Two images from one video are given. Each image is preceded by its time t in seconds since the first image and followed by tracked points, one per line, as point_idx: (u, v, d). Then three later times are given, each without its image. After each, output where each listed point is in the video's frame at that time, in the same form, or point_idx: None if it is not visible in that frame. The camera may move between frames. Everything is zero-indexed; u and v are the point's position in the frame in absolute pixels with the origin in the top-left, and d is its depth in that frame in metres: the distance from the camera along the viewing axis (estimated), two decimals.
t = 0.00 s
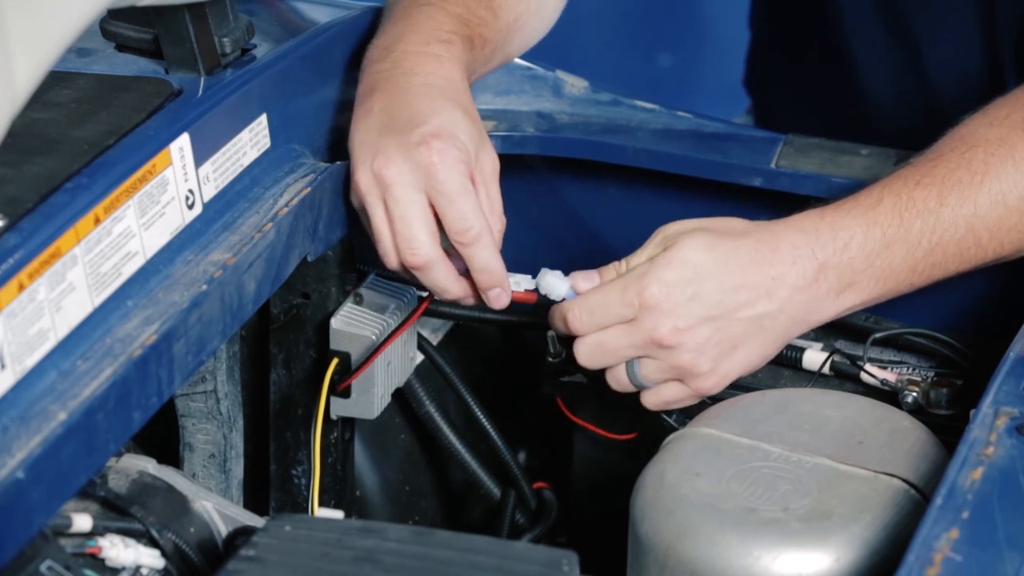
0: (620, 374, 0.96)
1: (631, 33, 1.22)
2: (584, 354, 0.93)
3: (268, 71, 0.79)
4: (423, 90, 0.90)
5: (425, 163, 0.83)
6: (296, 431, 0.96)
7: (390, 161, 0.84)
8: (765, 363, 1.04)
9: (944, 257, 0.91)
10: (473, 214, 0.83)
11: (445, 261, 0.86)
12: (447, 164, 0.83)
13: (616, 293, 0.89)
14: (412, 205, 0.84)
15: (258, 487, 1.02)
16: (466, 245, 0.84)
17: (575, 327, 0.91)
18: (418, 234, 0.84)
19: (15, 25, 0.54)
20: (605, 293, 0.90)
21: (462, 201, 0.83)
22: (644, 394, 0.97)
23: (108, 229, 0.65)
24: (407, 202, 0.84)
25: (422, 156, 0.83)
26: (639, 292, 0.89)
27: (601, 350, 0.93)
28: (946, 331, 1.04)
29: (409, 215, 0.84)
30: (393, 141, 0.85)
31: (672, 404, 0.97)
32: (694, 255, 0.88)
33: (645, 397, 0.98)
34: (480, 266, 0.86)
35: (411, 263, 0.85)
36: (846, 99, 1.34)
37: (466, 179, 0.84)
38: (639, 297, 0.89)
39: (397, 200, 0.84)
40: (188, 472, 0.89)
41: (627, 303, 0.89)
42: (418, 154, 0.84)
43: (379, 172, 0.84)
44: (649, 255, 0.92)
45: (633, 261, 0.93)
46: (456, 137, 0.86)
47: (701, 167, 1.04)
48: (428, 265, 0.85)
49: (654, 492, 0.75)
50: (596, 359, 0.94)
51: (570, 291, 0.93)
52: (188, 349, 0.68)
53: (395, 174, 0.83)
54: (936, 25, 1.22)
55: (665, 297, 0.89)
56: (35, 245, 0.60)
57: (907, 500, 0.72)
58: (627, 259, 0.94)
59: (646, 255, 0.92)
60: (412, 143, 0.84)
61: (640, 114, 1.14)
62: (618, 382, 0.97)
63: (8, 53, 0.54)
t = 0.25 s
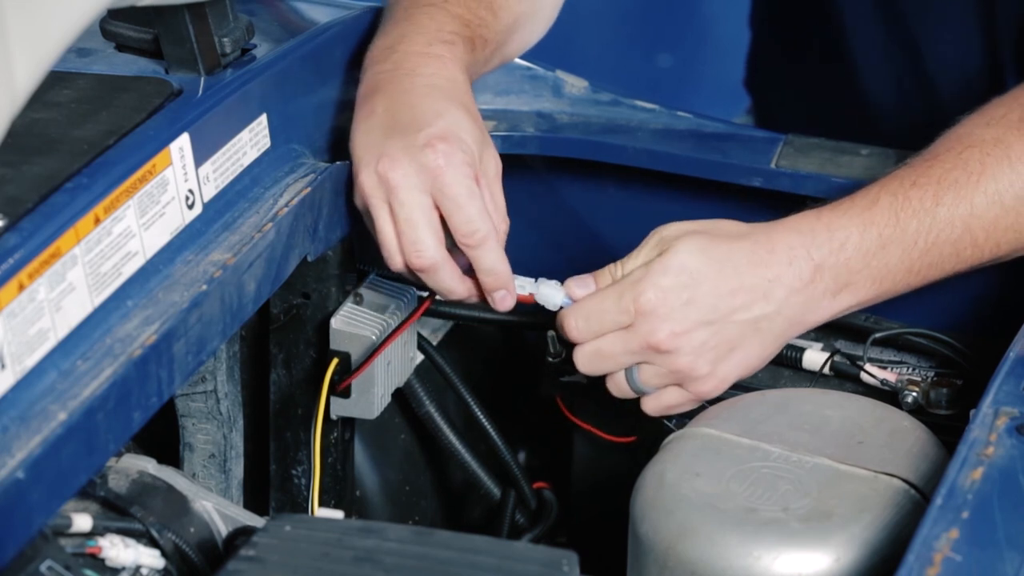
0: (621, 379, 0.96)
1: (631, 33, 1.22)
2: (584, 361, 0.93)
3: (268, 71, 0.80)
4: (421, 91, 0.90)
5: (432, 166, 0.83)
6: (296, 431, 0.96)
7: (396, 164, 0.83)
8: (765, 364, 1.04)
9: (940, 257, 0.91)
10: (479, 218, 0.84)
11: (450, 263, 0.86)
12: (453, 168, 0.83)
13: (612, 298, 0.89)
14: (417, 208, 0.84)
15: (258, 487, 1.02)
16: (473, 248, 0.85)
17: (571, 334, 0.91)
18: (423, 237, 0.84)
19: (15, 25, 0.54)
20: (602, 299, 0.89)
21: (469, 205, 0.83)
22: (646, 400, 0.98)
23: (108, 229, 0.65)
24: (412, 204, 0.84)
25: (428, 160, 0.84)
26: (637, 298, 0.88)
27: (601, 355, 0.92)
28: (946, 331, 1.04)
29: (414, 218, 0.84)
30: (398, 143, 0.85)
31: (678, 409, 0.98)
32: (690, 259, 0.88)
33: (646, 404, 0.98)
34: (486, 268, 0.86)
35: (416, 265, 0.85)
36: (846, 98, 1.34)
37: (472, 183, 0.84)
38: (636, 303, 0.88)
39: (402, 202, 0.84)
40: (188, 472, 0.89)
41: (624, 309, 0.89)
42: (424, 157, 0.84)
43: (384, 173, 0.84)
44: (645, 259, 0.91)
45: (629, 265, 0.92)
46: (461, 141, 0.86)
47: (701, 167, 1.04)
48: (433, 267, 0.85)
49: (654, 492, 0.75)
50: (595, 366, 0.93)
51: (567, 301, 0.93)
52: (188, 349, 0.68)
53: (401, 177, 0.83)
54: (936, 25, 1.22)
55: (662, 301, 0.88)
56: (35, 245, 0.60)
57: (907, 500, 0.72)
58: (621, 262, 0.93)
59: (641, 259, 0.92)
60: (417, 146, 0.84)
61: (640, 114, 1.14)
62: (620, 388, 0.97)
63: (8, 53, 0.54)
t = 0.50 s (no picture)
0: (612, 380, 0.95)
1: (631, 33, 1.21)
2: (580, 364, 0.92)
3: (268, 71, 0.80)
4: (422, 96, 0.90)
5: (447, 174, 0.83)
6: (296, 431, 0.96)
7: (415, 173, 0.84)
8: (765, 364, 1.04)
9: (933, 259, 0.91)
10: (494, 226, 0.83)
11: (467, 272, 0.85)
12: (469, 176, 0.84)
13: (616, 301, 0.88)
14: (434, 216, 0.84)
15: (258, 487, 1.02)
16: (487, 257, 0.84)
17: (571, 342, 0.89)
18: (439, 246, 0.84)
19: (15, 25, 0.54)
20: (603, 301, 0.89)
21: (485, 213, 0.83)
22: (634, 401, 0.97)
23: (108, 229, 0.65)
24: (430, 212, 0.84)
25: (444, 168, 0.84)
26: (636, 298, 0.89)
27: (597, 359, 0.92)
28: (946, 331, 1.04)
29: (431, 227, 0.84)
30: (416, 152, 0.85)
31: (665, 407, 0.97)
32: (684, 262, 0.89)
33: (635, 405, 0.97)
34: (497, 280, 0.85)
35: (433, 274, 0.85)
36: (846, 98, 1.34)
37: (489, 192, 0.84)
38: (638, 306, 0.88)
39: (419, 210, 0.84)
40: (187, 472, 0.89)
41: (626, 311, 0.88)
42: (440, 165, 0.84)
43: (402, 182, 0.84)
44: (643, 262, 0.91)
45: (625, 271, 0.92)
46: (479, 150, 0.86)
47: (701, 167, 1.04)
48: (449, 276, 0.85)
49: (654, 492, 0.75)
50: (593, 366, 0.92)
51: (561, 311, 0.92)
52: (188, 349, 0.68)
53: (419, 185, 0.84)
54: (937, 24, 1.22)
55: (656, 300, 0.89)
56: (35, 245, 0.60)
57: (907, 500, 0.72)
58: (614, 272, 0.93)
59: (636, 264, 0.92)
60: (435, 155, 0.85)
61: (640, 114, 1.14)
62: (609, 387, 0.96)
63: (8, 53, 0.54)
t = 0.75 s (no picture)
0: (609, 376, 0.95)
1: (631, 33, 1.22)
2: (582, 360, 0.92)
3: (268, 71, 0.80)
4: (423, 98, 0.90)
5: (460, 169, 0.84)
6: (296, 431, 0.96)
7: (426, 169, 0.84)
8: (765, 364, 1.04)
9: (927, 260, 0.91)
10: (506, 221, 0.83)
11: (483, 268, 0.85)
12: (482, 171, 0.84)
13: (622, 302, 0.88)
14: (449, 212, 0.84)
15: (258, 487, 1.01)
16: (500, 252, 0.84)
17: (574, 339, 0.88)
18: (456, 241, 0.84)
19: (15, 25, 0.54)
20: (609, 301, 0.88)
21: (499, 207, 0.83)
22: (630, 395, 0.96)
23: (108, 229, 0.65)
24: (444, 208, 0.84)
25: (456, 163, 0.84)
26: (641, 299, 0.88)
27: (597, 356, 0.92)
28: (946, 331, 1.04)
29: (443, 223, 0.84)
30: (429, 150, 0.85)
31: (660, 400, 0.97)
32: (682, 264, 0.88)
33: (627, 398, 0.97)
34: (502, 277, 0.85)
35: (450, 270, 0.85)
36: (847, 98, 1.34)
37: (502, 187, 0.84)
38: (643, 308, 0.88)
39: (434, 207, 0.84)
40: (187, 472, 0.89)
41: (632, 312, 0.88)
42: (453, 161, 0.84)
43: (417, 180, 0.84)
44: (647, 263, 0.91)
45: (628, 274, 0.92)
46: (491, 146, 0.86)
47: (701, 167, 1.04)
48: (467, 271, 0.85)
49: (654, 492, 0.75)
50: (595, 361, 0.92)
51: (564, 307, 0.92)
52: (188, 349, 0.68)
53: (434, 182, 0.84)
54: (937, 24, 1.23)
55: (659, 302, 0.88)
56: (35, 245, 0.60)
57: (907, 500, 0.72)
58: (615, 275, 0.93)
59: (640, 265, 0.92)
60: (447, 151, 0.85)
61: (640, 114, 1.15)
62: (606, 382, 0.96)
63: (8, 53, 0.54)
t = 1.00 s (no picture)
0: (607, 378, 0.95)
1: (631, 33, 1.22)
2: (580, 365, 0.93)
3: (267, 71, 0.80)
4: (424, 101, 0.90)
5: (468, 175, 0.84)
6: (296, 431, 0.96)
7: (436, 174, 0.84)
8: (765, 364, 1.04)
9: (924, 263, 0.91)
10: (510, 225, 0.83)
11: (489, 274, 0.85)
12: (490, 177, 0.84)
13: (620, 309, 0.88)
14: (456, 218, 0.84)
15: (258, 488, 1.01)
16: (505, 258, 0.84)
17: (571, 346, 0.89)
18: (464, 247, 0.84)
19: (15, 25, 0.54)
20: (607, 310, 0.88)
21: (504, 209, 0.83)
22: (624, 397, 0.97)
23: (108, 229, 0.65)
24: (452, 215, 0.84)
25: (465, 170, 0.84)
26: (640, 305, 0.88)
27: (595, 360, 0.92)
28: (946, 331, 1.04)
29: (451, 228, 0.84)
30: (438, 155, 0.85)
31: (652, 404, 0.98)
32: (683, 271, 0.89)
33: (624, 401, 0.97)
34: (509, 283, 0.85)
35: (457, 276, 0.85)
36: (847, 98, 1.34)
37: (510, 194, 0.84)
38: (641, 314, 0.88)
39: (442, 213, 0.84)
40: (187, 472, 0.89)
41: (630, 319, 0.88)
42: (462, 167, 0.84)
43: (426, 185, 0.84)
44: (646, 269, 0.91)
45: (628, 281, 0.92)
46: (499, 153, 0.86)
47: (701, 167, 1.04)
48: (474, 277, 0.85)
49: (654, 492, 0.75)
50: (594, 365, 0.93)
51: (564, 312, 0.92)
52: (188, 349, 0.68)
53: (443, 188, 0.84)
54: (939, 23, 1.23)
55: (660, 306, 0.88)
56: (35, 245, 0.60)
57: (907, 500, 0.72)
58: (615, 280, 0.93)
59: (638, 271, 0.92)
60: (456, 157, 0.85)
61: (640, 114, 1.15)
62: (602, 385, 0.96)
63: (8, 53, 0.54)
